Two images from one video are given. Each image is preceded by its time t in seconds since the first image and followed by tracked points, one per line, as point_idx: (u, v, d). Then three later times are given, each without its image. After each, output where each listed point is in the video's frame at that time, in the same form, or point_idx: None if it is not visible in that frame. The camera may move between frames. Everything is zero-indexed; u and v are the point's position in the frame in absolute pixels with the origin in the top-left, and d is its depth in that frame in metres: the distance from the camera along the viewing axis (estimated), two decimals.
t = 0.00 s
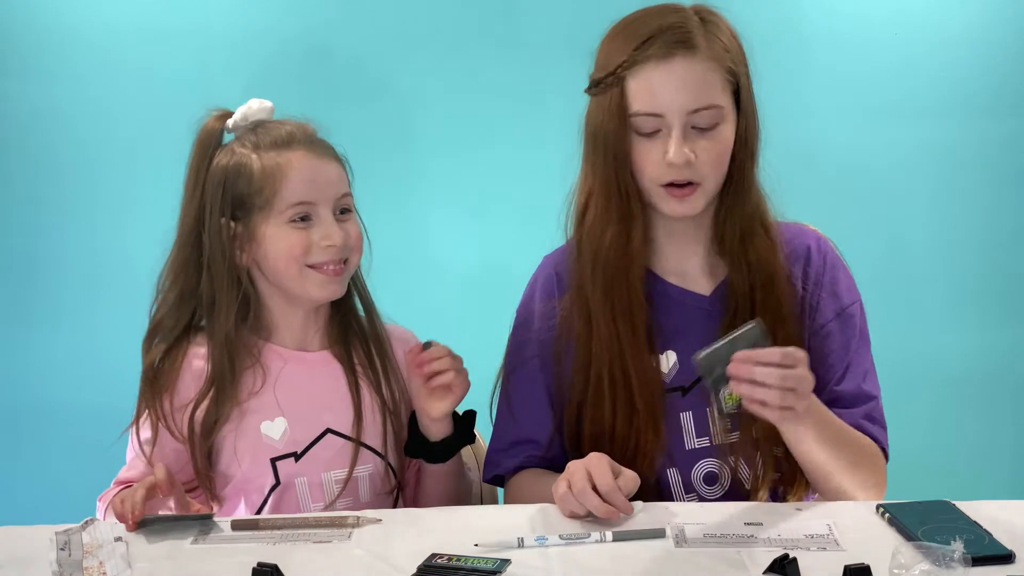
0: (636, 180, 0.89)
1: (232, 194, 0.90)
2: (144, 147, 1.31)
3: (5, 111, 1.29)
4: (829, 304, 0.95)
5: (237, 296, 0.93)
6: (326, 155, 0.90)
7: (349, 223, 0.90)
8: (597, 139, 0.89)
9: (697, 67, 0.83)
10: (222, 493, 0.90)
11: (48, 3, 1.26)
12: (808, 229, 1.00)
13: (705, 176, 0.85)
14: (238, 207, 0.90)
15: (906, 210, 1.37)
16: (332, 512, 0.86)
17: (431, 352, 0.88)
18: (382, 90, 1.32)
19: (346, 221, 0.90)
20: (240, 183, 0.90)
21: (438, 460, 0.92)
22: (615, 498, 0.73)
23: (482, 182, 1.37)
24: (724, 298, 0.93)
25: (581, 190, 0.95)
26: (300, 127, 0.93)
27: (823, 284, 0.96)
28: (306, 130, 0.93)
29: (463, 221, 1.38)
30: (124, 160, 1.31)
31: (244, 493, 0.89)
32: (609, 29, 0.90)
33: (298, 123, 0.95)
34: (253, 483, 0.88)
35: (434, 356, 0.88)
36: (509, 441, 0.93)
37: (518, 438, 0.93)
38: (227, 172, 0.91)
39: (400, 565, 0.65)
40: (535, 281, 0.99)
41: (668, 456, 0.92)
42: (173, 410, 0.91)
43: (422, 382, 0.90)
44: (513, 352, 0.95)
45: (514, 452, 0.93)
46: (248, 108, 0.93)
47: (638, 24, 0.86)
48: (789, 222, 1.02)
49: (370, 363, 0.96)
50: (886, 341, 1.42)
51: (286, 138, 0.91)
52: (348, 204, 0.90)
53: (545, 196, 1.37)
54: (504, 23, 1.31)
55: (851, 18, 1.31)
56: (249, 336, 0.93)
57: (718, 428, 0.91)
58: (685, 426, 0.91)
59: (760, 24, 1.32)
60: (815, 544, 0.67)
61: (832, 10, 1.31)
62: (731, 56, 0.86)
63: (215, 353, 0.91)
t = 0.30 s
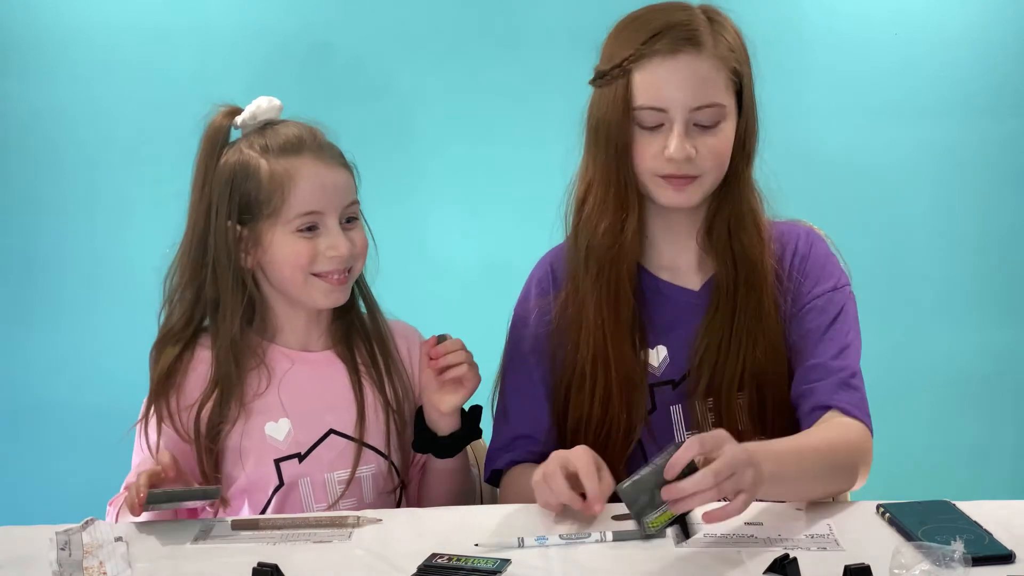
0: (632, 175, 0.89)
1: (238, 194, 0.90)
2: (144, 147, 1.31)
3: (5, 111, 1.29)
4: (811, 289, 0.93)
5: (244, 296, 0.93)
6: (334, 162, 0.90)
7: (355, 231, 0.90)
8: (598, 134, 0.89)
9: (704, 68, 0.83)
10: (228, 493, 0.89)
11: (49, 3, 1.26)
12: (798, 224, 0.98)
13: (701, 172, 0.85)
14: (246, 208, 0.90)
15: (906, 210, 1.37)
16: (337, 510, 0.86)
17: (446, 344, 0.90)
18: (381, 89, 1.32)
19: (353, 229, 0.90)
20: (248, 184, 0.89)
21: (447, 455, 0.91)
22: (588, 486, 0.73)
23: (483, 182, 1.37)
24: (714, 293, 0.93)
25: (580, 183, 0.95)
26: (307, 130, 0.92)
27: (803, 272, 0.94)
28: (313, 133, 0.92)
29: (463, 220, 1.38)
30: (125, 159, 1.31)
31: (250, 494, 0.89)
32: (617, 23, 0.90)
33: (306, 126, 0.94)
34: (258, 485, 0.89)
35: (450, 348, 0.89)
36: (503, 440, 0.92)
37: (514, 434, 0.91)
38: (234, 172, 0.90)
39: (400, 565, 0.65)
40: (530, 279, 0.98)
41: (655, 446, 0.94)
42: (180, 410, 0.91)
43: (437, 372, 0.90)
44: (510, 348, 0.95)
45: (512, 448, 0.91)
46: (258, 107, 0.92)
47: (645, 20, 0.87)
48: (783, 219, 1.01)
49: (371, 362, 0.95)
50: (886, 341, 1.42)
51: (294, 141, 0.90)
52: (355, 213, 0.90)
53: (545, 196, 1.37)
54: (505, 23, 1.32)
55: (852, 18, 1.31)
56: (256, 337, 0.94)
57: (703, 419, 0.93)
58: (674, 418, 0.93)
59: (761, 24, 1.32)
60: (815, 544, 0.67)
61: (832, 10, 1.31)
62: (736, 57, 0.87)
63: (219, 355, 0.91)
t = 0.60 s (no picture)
0: (647, 185, 0.90)
1: (245, 198, 0.90)
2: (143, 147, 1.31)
3: (6, 111, 1.29)
4: (814, 285, 0.94)
5: (245, 300, 0.93)
6: (339, 174, 0.89)
7: (358, 243, 0.89)
8: (609, 135, 0.89)
9: (721, 80, 0.84)
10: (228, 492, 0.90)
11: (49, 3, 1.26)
12: (797, 224, 1.00)
13: (715, 177, 0.87)
14: (250, 213, 0.90)
15: (906, 210, 1.37)
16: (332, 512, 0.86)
17: (417, 382, 0.84)
18: (381, 89, 1.32)
19: (355, 242, 0.89)
20: (257, 189, 0.89)
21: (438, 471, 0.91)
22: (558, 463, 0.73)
23: (483, 182, 1.37)
24: (716, 289, 0.94)
25: (592, 179, 0.95)
26: (314, 137, 0.92)
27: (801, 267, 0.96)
28: (320, 139, 0.92)
29: (463, 221, 1.38)
30: (124, 158, 1.31)
31: (246, 496, 0.90)
32: (633, 20, 0.90)
33: (315, 131, 0.94)
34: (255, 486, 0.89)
35: (422, 383, 0.84)
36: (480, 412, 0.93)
37: (488, 411, 0.92)
38: (243, 174, 0.90)
39: (400, 565, 0.65)
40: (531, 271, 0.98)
41: (658, 442, 0.94)
42: (180, 410, 0.92)
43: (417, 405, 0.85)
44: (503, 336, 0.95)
45: (479, 426, 0.92)
46: (268, 108, 0.91)
47: (662, 23, 0.86)
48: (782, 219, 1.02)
49: (371, 361, 0.96)
50: (886, 341, 1.42)
51: (302, 148, 0.90)
52: (358, 225, 0.90)
53: (546, 196, 1.37)
54: (505, 23, 1.32)
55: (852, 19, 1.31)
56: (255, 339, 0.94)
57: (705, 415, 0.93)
58: (676, 414, 0.93)
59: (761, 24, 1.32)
60: (815, 544, 0.67)
61: (832, 10, 1.30)
62: (751, 67, 0.87)
63: (221, 358, 0.91)
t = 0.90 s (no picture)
0: (663, 196, 1.02)
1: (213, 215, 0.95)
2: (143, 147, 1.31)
3: (6, 112, 1.29)
4: (838, 314, 1.10)
5: (219, 307, 0.99)
6: (294, 204, 0.92)
7: (308, 275, 0.94)
8: (625, 135, 1.00)
9: (737, 91, 0.93)
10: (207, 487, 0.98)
11: (49, 4, 1.27)
12: (816, 233, 1.13)
13: (733, 180, 0.97)
14: (211, 231, 0.95)
15: (906, 210, 1.36)
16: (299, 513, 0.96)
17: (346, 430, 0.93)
18: (381, 89, 1.32)
19: (305, 274, 0.93)
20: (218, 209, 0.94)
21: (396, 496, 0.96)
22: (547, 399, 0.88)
23: (483, 182, 1.37)
24: (729, 295, 1.06)
25: (608, 185, 1.06)
26: (275, 156, 0.93)
27: (824, 287, 1.10)
28: (288, 160, 0.93)
29: (464, 221, 1.38)
30: (124, 158, 1.31)
31: (221, 498, 0.99)
32: (656, 18, 0.99)
33: (296, 147, 0.95)
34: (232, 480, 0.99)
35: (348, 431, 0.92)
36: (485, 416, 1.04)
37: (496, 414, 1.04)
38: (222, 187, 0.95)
39: (400, 565, 0.65)
40: (539, 271, 1.10)
41: (672, 449, 1.05)
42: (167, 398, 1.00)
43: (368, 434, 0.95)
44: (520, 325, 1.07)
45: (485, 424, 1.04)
46: (258, 120, 0.91)
47: (674, 34, 0.95)
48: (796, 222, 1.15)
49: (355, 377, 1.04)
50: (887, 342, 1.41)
51: (266, 172, 0.92)
52: (314, 256, 0.93)
53: (545, 197, 1.37)
54: (505, 23, 1.31)
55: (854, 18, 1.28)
56: (235, 335, 1.01)
57: (717, 418, 1.05)
58: (690, 417, 1.06)
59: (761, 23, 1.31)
60: (815, 544, 0.67)
61: (832, 9, 1.28)
62: (770, 71, 0.97)
63: (202, 362, 1.00)
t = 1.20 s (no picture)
0: (699, 204, 0.94)
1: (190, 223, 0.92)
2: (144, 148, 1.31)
3: (5, 112, 1.29)
4: (859, 341, 1.04)
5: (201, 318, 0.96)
6: (273, 213, 0.88)
7: (290, 285, 0.89)
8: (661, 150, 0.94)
9: (770, 103, 0.87)
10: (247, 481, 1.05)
11: (49, 4, 1.27)
12: (849, 250, 1.07)
13: (772, 192, 0.91)
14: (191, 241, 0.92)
15: (907, 210, 1.36)
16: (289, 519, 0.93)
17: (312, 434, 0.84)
18: (381, 89, 1.32)
19: (289, 283, 0.89)
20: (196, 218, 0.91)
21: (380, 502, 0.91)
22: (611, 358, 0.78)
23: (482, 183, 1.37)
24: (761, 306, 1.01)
25: (644, 203, 1.00)
26: (257, 166, 0.90)
27: (859, 307, 1.05)
28: (267, 167, 0.90)
29: (464, 222, 1.38)
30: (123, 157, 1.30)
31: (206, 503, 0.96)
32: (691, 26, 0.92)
33: (274, 151, 0.92)
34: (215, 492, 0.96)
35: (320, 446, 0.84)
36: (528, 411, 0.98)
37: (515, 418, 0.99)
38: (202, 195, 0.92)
39: (400, 565, 0.65)
40: (575, 259, 1.04)
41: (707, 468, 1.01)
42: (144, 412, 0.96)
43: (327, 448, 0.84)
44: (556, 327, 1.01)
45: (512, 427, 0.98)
46: (235, 126, 0.88)
47: (705, 43, 0.89)
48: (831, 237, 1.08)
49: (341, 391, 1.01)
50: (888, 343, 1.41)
51: (245, 180, 0.89)
52: (293, 267, 0.89)
53: (545, 198, 1.38)
54: (504, 23, 1.31)
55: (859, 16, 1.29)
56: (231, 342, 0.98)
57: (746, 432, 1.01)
58: (716, 428, 1.01)
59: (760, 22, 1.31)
60: (806, 541, 0.68)
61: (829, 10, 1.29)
62: (805, 83, 0.90)
63: (191, 372, 0.97)
